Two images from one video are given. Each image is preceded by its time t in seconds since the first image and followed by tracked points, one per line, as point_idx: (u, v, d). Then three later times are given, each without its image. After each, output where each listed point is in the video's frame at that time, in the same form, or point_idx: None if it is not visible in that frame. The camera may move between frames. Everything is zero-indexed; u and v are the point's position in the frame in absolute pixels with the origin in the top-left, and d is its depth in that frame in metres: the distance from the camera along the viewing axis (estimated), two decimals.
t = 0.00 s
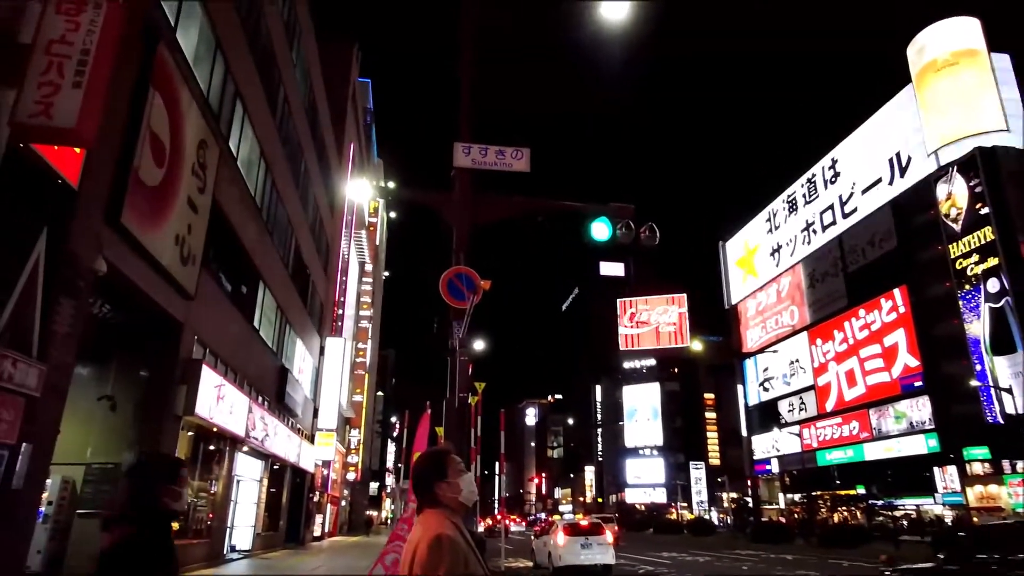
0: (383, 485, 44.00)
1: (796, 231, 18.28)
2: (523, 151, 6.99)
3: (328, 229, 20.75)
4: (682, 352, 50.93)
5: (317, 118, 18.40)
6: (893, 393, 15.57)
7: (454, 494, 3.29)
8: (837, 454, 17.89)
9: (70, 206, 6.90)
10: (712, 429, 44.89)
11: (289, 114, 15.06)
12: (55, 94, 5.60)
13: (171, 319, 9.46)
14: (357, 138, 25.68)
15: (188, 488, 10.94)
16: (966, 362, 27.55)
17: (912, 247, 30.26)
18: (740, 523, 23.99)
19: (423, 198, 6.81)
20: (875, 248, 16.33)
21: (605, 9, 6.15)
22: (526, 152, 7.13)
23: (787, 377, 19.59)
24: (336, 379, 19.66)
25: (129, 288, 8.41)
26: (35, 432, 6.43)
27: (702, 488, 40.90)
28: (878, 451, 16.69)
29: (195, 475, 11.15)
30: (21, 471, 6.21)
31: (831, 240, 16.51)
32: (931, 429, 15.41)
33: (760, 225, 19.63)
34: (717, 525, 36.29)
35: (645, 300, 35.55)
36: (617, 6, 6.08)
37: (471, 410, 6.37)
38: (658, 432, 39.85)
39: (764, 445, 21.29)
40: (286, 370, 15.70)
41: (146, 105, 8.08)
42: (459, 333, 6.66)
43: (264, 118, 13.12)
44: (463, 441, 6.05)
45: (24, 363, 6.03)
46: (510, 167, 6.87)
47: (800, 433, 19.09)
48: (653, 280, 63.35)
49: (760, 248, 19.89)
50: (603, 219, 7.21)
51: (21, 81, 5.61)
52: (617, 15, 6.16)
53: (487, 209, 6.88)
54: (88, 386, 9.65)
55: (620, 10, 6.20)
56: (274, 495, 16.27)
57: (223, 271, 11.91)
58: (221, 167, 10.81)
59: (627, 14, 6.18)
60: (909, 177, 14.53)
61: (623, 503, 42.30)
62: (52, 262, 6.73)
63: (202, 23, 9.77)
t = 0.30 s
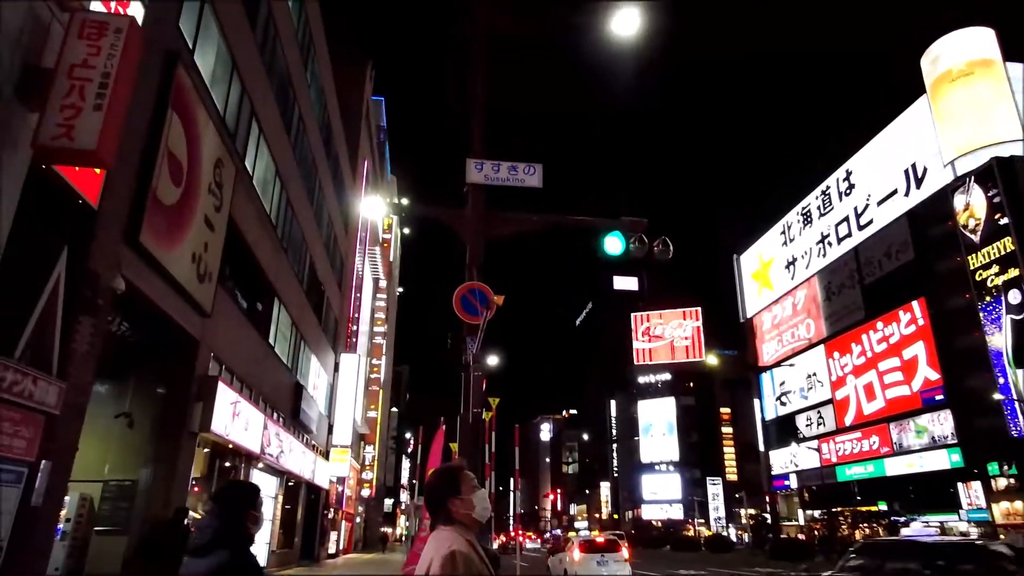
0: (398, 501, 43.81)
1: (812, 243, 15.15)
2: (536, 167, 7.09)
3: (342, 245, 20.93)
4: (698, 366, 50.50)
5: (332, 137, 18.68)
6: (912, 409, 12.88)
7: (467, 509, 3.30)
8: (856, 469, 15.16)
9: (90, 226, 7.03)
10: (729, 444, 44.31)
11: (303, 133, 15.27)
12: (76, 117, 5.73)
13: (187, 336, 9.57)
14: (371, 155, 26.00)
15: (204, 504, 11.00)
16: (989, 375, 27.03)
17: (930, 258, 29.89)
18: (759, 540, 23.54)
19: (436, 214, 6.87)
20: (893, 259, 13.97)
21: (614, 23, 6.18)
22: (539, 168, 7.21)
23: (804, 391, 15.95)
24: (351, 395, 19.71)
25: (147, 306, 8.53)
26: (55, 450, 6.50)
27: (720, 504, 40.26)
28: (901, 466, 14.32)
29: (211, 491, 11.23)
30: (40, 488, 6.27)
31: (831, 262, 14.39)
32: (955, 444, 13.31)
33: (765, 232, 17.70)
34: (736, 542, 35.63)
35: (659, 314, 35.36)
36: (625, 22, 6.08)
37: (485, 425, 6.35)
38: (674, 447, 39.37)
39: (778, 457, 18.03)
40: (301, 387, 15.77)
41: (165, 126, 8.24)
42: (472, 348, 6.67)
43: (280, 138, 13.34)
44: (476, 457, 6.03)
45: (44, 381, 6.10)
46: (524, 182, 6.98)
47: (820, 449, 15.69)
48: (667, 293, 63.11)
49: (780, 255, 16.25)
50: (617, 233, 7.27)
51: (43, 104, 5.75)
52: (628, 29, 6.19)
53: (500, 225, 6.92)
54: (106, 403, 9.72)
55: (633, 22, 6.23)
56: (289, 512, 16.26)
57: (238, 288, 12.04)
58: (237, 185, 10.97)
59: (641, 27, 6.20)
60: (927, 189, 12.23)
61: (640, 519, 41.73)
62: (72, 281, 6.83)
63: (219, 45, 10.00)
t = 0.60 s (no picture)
0: (410, 517, 43.53)
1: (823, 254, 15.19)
2: (546, 181, 7.16)
3: (353, 260, 21.06)
4: (711, 380, 50.10)
5: (343, 154, 18.88)
6: (930, 422, 12.60)
7: (480, 525, 3.33)
8: (874, 485, 14.56)
9: (105, 244, 7.14)
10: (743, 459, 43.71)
11: (315, 150, 15.45)
12: (93, 136, 5.81)
13: (200, 350, 9.65)
14: (382, 171, 26.24)
15: (217, 520, 10.96)
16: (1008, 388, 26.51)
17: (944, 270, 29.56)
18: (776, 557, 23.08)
19: (448, 229, 6.92)
20: (907, 270, 13.93)
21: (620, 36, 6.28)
22: (549, 182, 7.28)
23: (818, 405, 15.71)
24: (362, 411, 19.68)
25: (161, 322, 8.61)
26: (68, 466, 6.54)
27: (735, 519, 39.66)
28: (918, 482, 13.96)
29: (223, 507, 11.19)
30: (55, 504, 6.32)
31: (845, 274, 14.22)
32: (976, 458, 12.95)
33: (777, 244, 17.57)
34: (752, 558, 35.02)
35: (670, 327, 35.14)
36: (632, 39, 6.18)
37: (497, 439, 6.32)
38: (687, 461, 38.89)
39: (796, 472, 17.36)
40: (313, 402, 15.79)
41: (178, 144, 8.38)
42: (484, 362, 6.69)
43: (292, 155, 13.50)
44: (488, 472, 6.00)
45: (61, 398, 6.17)
46: (534, 197, 7.04)
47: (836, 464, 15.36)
48: (679, 306, 62.85)
49: (793, 268, 16.13)
50: (627, 247, 7.21)
51: (61, 125, 5.86)
52: (638, 43, 6.32)
53: (510, 239, 6.95)
54: (120, 419, 9.75)
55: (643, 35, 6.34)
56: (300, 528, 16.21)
57: (251, 304, 12.13)
58: (250, 202, 11.09)
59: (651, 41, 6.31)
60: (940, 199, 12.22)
61: (653, 535, 41.17)
62: (88, 299, 6.92)
63: (232, 65, 10.19)
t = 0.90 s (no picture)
0: (420, 531, 43.17)
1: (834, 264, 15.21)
2: (555, 193, 7.23)
3: (363, 273, 21.17)
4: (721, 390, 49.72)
5: (354, 169, 19.06)
6: (946, 433, 12.18)
7: (491, 538, 3.37)
8: (890, 498, 14.10)
9: (119, 258, 7.22)
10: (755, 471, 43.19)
11: (325, 164, 15.60)
12: (107, 152, 5.90)
13: (211, 364, 9.69)
14: (391, 184, 26.46)
15: (227, 533, 11.14)
16: None
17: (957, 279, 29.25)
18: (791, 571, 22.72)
19: (458, 241, 6.96)
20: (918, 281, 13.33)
21: (626, 50, 6.50)
22: (558, 194, 7.35)
23: (830, 416, 15.54)
24: (372, 424, 19.61)
25: (173, 335, 8.68)
26: (81, 480, 6.58)
27: (748, 532, 39.11)
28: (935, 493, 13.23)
29: (234, 521, 11.36)
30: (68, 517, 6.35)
31: (857, 283, 14.15)
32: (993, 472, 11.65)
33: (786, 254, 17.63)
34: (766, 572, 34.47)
35: (680, 338, 34.93)
36: (636, 52, 6.38)
37: (507, 452, 6.31)
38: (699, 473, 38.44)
39: (810, 484, 17.07)
40: (323, 415, 15.80)
41: (191, 159, 8.49)
42: (494, 375, 6.70)
43: (302, 169, 13.65)
44: (499, 484, 6.00)
45: (73, 412, 6.21)
46: (542, 209, 7.14)
47: (850, 476, 15.11)
48: (689, 317, 62.57)
49: (804, 278, 16.16)
50: (637, 258, 7.33)
51: (77, 141, 5.95)
52: (646, 56, 6.53)
53: (519, 250, 6.99)
54: (132, 432, 9.90)
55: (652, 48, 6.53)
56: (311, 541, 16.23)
57: (262, 317, 12.21)
58: (261, 217, 11.21)
59: (659, 55, 6.47)
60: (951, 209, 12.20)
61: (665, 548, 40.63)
62: (102, 313, 6.99)
63: (244, 81, 10.36)
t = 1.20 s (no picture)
0: (428, 541, 42.89)
1: (843, 271, 15.19)
2: (562, 202, 7.28)
3: (371, 283, 21.25)
4: (731, 399, 49.43)
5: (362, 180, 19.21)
6: (958, 442, 11.96)
7: (501, 548, 3.40)
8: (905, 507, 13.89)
9: (129, 269, 7.29)
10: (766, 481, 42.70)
11: (333, 175, 15.71)
12: (119, 164, 5.98)
13: (219, 374, 9.74)
14: (399, 195, 26.64)
15: (237, 544, 11.06)
16: None
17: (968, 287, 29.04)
18: None
19: (467, 252, 7.01)
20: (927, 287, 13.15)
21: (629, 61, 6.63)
22: (565, 203, 7.41)
23: (842, 424, 15.37)
24: (380, 434, 19.56)
25: (184, 346, 8.75)
26: (91, 490, 6.62)
27: (758, 542, 38.68)
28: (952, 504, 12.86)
29: (243, 531, 11.29)
30: (78, 527, 6.39)
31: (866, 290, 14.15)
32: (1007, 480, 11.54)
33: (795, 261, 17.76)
34: None
35: (689, 347, 34.77)
36: (638, 65, 6.46)
37: (515, 461, 6.32)
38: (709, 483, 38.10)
39: (820, 493, 16.88)
40: (331, 425, 15.82)
41: (201, 172, 8.59)
42: (502, 384, 6.72)
43: (311, 180, 13.76)
44: (508, 494, 5.98)
45: (84, 422, 6.26)
46: (550, 218, 7.19)
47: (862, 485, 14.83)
48: (697, 325, 62.33)
49: (814, 285, 16.29)
50: (645, 266, 7.34)
51: (89, 154, 6.04)
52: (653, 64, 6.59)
53: (526, 259, 7.03)
54: (141, 442, 9.78)
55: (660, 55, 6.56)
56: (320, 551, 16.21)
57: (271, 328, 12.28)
58: (270, 227, 11.30)
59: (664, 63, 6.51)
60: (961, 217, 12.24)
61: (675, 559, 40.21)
62: (112, 324, 7.06)
63: (253, 94, 10.48)
